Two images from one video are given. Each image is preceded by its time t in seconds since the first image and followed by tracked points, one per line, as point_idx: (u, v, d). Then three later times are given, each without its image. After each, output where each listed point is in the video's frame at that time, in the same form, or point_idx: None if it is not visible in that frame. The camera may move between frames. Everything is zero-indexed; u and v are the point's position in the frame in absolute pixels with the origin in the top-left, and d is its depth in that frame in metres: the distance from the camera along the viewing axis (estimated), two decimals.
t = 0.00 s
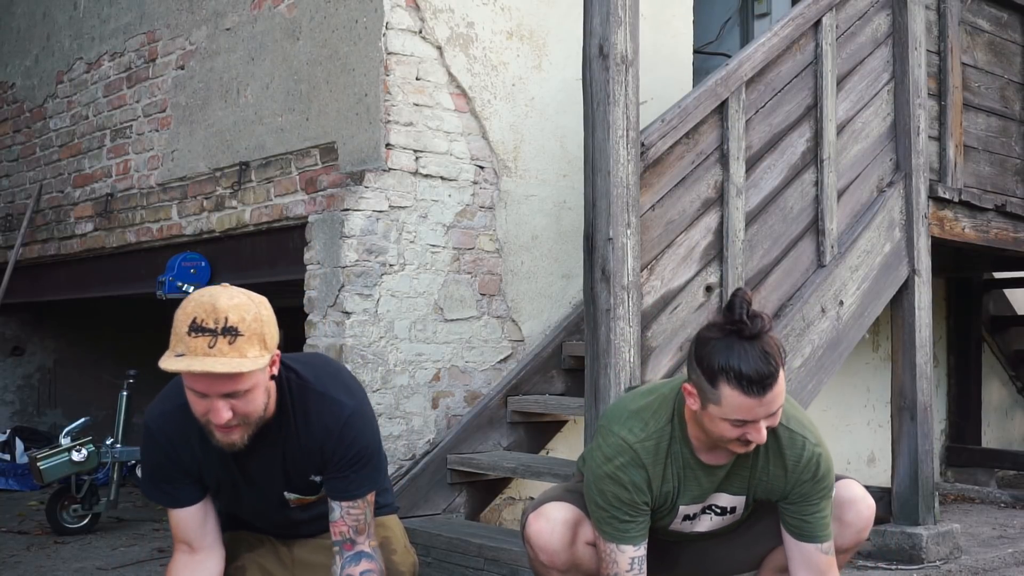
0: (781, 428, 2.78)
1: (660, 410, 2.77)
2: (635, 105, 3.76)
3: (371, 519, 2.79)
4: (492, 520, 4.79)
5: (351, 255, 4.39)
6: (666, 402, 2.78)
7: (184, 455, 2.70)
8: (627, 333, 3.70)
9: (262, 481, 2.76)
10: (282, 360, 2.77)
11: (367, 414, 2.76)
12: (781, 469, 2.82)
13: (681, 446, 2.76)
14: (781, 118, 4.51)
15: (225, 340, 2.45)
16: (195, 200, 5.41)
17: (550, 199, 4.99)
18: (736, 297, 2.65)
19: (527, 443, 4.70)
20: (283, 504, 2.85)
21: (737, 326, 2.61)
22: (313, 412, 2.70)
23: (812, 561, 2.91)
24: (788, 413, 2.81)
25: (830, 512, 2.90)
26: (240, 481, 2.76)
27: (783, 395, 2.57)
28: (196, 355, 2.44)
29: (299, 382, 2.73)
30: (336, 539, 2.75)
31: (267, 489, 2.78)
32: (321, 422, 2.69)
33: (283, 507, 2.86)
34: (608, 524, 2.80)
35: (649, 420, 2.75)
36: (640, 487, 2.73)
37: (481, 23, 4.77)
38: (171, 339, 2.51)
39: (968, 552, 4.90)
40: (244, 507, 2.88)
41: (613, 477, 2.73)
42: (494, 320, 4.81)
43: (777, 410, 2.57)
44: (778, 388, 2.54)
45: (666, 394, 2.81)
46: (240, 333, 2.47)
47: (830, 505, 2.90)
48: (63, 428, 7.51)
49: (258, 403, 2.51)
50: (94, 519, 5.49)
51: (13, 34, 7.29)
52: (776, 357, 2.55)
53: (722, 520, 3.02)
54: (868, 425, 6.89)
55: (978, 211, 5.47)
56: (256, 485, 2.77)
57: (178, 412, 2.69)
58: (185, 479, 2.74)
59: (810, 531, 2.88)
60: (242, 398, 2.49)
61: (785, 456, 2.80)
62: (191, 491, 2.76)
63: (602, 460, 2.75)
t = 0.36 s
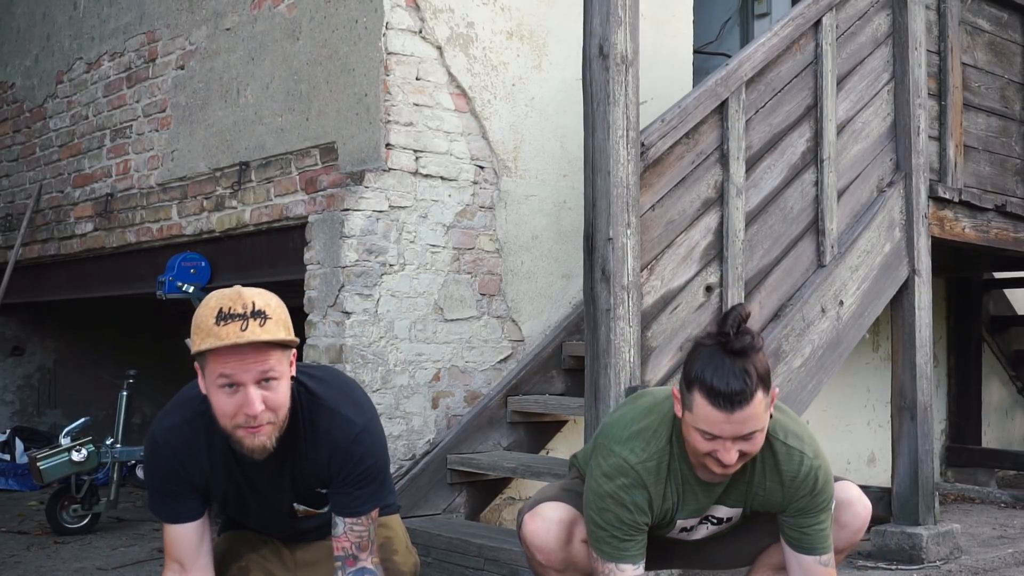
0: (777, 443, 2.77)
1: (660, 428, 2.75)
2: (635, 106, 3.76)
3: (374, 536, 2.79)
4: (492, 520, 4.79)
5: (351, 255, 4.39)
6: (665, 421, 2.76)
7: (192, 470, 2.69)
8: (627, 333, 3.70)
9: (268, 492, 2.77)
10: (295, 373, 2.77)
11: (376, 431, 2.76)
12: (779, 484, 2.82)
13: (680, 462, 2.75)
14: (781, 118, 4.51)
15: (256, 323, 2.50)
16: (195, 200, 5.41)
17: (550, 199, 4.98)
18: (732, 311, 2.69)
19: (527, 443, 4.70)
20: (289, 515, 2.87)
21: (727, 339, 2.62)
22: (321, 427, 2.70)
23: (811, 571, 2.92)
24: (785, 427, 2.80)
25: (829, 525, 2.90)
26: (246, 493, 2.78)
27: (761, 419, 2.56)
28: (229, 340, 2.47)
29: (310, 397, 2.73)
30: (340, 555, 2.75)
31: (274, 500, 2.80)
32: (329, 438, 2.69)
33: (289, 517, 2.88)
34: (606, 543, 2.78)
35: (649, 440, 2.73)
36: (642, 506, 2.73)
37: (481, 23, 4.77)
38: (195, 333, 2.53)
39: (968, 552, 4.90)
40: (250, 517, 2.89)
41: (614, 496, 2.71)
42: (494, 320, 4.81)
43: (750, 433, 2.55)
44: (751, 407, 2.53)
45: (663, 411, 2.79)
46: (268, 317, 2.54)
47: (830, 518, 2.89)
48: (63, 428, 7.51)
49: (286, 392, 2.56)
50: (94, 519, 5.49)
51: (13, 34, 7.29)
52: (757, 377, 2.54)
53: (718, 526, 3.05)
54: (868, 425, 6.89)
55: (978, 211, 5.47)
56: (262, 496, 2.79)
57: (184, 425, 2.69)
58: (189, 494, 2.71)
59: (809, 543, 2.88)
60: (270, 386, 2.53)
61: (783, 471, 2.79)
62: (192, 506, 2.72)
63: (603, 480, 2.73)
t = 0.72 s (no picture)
0: (773, 452, 2.77)
1: (660, 444, 2.73)
2: (635, 106, 3.76)
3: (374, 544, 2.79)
4: (492, 520, 4.79)
5: (351, 255, 4.39)
6: (662, 436, 2.75)
7: (190, 476, 2.69)
8: (627, 333, 3.70)
9: (267, 497, 2.78)
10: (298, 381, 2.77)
11: (376, 436, 2.75)
12: (774, 492, 2.81)
13: (680, 476, 2.75)
14: (781, 117, 4.51)
15: (266, 324, 2.51)
16: (195, 200, 5.41)
17: (550, 199, 4.98)
18: (735, 327, 2.67)
19: (527, 443, 4.70)
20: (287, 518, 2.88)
21: (726, 353, 2.62)
22: (321, 433, 2.69)
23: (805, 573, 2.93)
24: (780, 435, 2.80)
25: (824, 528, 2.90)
26: (244, 497, 2.78)
27: (757, 436, 2.56)
28: (238, 338, 2.48)
29: (309, 403, 2.72)
30: (339, 562, 2.75)
31: (273, 505, 2.81)
32: (330, 445, 2.68)
33: (287, 519, 2.90)
34: (604, 560, 2.73)
35: (649, 457, 2.71)
36: (643, 524, 2.70)
37: (481, 23, 4.77)
38: (203, 330, 2.53)
39: (969, 552, 4.90)
40: (246, 520, 2.90)
41: (615, 515, 2.69)
42: (495, 320, 4.81)
43: (747, 450, 2.55)
44: (749, 424, 2.53)
45: (661, 424, 2.78)
46: (278, 318, 2.55)
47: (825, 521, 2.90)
48: (63, 428, 7.51)
49: (290, 397, 2.56)
50: (94, 519, 5.49)
51: (13, 35, 7.29)
52: (755, 395, 2.54)
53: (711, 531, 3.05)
54: (868, 425, 6.89)
55: (978, 211, 5.47)
56: (261, 501, 2.80)
57: (183, 429, 2.69)
58: (183, 502, 2.70)
59: (803, 546, 2.89)
60: (276, 389, 2.53)
61: (779, 480, 2.79)
62: (184, 514, 2.71)
63: (603, 499, 2.70)
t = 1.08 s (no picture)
0: (767, 447, 2.78)
1: (658, 445, 2.74)
2: (635, 106, 3.76)
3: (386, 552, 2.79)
4: (492, 520, 4.79)
5: (351, 255, 4.39)
6: (659, 437, 2.75)
7: (204, 469, 2.68)
8: (627, 333, 3.70)
9: (279, 496, 2.78)
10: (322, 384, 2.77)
11: (393, 445, 2.75)
12: (772, 487, 2.82)
13: (678, 477, 2.75)
14: (781, 117, 4.51)
15: (294, 319, 2.51)
16: (195, 200, 5.41)
17: (550, 200, 4.98)
18: (726, 326, 2.70)
19: (527, 443, 4.70)
20: (296, 518, 2.88)
21: (719, 353, 2.63)
22: (339, 437, 2.69)
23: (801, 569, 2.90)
24: (776, 431, 2.81)
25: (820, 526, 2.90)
26: (254, 494, 2.78)
27: (753, 434, 2.56)
28: (266, 332, 2.48)
29: (331, 405, 2.72)
30: (353, 570, 2.75)
31: (284, 504, 2.81)
32: (348, 450, 2.68)
33: (296, 520, 2.90)
34: (603, 564, 2.68)
35: (649, 460, 2.71)
36: (643, 526, 2.70)
37: (481, 23, 4.76)
38: (231, 322, 2.52)
39: (969, 552, 4.90)
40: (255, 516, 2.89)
41: (615, 518, 2.68)
42: (494, 320, 4.81)
43: (743, 448, 2.55)
44: (745, 423, 2.53)
45: (658, 425, 2.78)
46: (305, 315, 2.55)
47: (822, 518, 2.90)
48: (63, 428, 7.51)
49: (313, 393, 2.56)
50: (94, 519, 5.49)
51: (13, 34, 7.28)
52: (750, 392, 2.54)
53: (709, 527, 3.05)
54: (869, 425, 6.88)
55: (978, 211, 5.46)
56: (272, 499, 2.80)
57: (201, 420, 2.69)
58: (190, 493, 2.69)
59: (798, 540, 2.88)
60: (300, 384, 2.54)
61: (778, 476, 2.80)
62: (190, 505, 2.69)
63: (603, 502, 2.69)
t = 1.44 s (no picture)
0: (765, 446, 2.77)
1: (657, 446, 2.73)
2: (635, 105, 3.75)
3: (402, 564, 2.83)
4: (492, 520, 4.78)
5: (351, 255, 4.38)
6: (657, 436, 2.75)
7: (228, 474, 2.69)
8: (627, 333, 3.69)
9: (299, 503, 2.80)
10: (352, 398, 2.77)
11: (417, 460, 2.77)
12: (771, 487, 2.81)
13: (676, 477, 2.75)
14: (781, 117, 4.51)
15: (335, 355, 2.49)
16: (195, 200, 5.40)
17: (550, 200, 4.98)
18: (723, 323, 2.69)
19: (527, 443, 4.70)
20: (313, 523, 2.91)
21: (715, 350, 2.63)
22: (366, 453, 2.71)
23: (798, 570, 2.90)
24: (774, 429, 2.81)
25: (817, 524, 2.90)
26: (273, 501, 2.79)
27: (750, 433, 2.55)
28: (308, 369, 2.46)
29: (360, 418, 2.74)
30: None
31: (303, 511, 2.83)
32: (373, 465, 2.70)
33: (313, 525, 2.92)
34: (605, 567, 2.69)
35: (647, 461, 2.71)
36: (643, 528, 2.69)
37: (481, 23, 4.76)
38: (273, 353, 2.51)
39: (969, 553, 4.90)
40: (271, 521, 2.91)
41: (614, 520, 2.67)
42: (495, 320, 4.80)
43: (740, 446, 2.54)
44: (741, 421, 2.52)
45: (656, 426, 2.78)
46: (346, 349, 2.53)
47: (818, 517, 2.89)
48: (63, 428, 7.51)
49: (350, 423, 2.55)
50: (94, 519, 5.48)
51: (13, 34, 7.28)
52: (746, 390, 2.53)
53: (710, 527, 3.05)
54: (869, 425, 6.88)
55: (978, 211, 5.46)
56: (291, 505, 2.81)
57: (229, 425, 2.68)
58: (213, 496, 2.70)
59: (794, 540, 2.87)
60: (338, 417, 2.52)
61: (777, 475, 2.79)
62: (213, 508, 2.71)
63: (602, 503, 2.69)
